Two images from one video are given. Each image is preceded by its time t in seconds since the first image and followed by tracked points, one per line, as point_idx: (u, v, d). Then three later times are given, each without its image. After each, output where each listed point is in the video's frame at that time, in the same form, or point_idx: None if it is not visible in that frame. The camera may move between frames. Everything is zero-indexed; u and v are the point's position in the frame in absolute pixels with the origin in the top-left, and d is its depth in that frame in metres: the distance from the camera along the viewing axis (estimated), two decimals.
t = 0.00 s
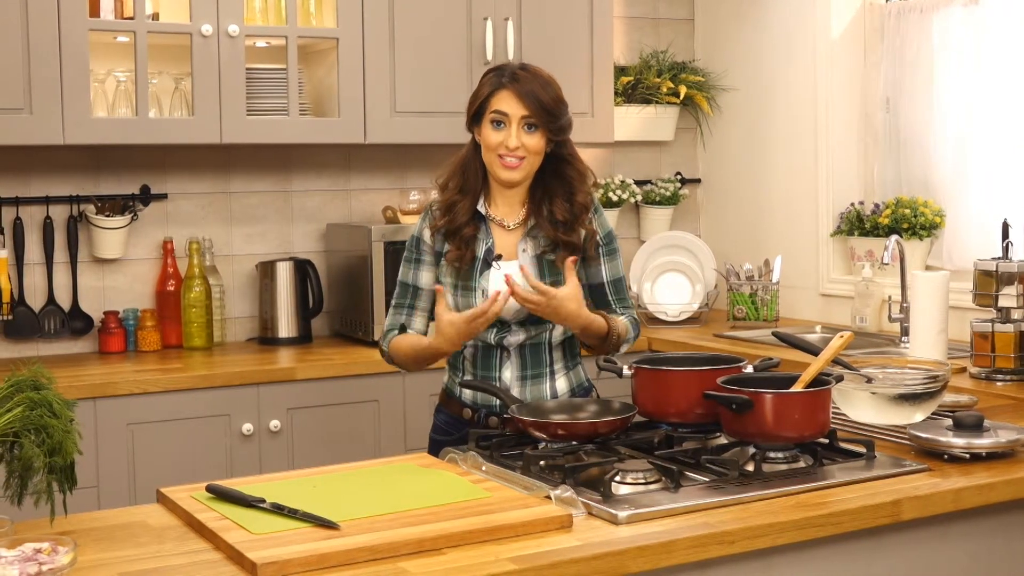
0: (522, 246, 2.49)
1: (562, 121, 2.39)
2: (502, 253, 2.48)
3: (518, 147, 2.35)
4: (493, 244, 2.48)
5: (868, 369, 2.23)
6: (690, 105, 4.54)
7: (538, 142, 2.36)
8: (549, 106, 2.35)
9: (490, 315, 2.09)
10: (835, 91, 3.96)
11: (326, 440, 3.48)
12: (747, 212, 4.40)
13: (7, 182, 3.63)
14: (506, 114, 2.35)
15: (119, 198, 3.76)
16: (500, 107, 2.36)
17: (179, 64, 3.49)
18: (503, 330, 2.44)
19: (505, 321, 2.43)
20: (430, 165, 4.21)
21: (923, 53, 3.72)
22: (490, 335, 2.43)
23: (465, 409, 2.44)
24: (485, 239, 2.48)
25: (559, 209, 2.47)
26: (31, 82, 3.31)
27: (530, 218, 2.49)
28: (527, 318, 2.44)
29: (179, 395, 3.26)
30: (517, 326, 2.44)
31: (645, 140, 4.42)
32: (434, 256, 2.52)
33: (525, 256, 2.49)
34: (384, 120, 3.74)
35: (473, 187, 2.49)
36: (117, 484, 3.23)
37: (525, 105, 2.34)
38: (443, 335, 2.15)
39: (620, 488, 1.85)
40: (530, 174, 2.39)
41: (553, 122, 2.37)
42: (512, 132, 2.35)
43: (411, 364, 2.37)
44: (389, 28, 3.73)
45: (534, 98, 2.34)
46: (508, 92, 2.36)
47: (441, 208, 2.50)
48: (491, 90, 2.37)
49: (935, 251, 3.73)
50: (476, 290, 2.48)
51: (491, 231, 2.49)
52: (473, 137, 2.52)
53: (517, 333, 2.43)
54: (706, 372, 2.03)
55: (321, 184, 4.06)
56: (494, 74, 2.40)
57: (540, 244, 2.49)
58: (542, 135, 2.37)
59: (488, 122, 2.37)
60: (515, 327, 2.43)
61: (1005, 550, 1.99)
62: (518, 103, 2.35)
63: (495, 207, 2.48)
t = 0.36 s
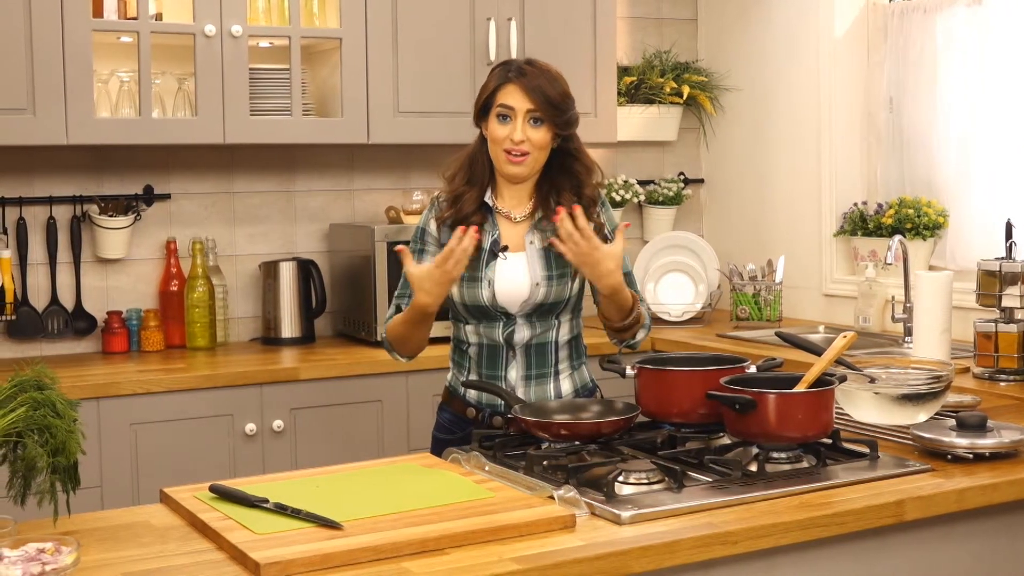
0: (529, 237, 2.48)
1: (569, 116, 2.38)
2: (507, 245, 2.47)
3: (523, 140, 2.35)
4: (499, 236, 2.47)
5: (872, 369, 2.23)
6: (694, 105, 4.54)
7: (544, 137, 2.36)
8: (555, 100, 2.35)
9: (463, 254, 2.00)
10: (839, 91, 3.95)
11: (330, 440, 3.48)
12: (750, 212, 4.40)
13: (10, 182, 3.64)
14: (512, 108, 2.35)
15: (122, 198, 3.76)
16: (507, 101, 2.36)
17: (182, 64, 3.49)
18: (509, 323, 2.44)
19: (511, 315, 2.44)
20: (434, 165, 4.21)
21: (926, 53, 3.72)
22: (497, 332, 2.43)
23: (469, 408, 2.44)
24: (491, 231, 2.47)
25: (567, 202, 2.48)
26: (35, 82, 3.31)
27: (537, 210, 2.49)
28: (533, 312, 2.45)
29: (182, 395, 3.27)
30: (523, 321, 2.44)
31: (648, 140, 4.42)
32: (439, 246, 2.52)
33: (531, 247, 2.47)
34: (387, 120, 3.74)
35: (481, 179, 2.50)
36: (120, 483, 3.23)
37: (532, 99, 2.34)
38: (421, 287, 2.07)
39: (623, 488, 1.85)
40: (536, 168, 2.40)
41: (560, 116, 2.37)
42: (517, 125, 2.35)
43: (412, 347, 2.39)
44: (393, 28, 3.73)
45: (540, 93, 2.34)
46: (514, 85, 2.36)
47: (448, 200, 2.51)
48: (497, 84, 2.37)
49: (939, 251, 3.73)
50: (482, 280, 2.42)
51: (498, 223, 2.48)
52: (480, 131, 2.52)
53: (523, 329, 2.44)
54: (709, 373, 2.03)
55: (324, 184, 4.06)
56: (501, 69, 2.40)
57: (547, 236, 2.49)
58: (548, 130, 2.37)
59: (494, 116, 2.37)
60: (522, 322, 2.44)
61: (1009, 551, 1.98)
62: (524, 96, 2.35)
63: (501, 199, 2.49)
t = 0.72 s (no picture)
0: (532, 238, 2.48)
1: (573, 117, 2.39)
2: (509, 245, 2.47)
3: (527, 141, 2.36)
4: (501, 236, 2.47)
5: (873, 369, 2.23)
6: (695, 105, 4.54)
7: (548, 138, 2.37)
8: (559, 102, 2.35)
9: (455, 311, 2.22)
10: (839, 91, 3.95)
11: (331, 440, 3.49)
12: (751, 212, 4.40)
13: (11, 182, 3.64)
14: (516, 108, 2.35)
15: (124, 198, 3.77)
16: (511, 101, 2.36)
17: (184, 64, 3.49)
18: (511, 322, 2.43)
19: (513, 315, 2.43)
20: (435, 165, 4.21)
21: (928, 53, 3.72)
22: (499, 331, 2.43)
23: (470, 407, 2.44)
24: (492, 231, 2.47)
25: (570, 203, 2.48)
26: (36, 82, 3.31)
27: (541, 211, 2.49)
28: (535, 312, 2.45)
29: (183, 395, 3.27)
30: (524, 321, 2.44)
31: (649, 140, 4.42)
32: (442, 248, 2.50)
33: (534, 248, 2.47)
34: (388, 120, 3.74)
35: (483, 179, 2.50)
36: (121, 483, 3.23)
37: (536, 100, 2.34)
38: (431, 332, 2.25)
39: (624, 488, 1.85)
40: (539, 168, 2.41)
41: (564, 117, 2.37)
42: (522, 126, 2.35)
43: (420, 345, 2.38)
44: (394, 28, 3.73)
45: (545, 94, 2.34)
46: (519, 86, 2.36)
47: (449, 200, 2.50)
48: (501, 84, 2.37)
49: (940, 251, 3.73)
50: (483, 280, 2.44)
51: (499, 223, 2.48)
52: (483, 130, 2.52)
53: (524, 329, 2.43)
54: (710, 373, 2.03)
55: (325, 184, 4.06)
56: (505, 69, 2.39)
57: (550, 236, 2.48)
58: (552, 131, 2.37)
59: (498, 116, 2.37)
60: (523, 322, 2.44)
61: (1010, 551, 1.98)
62: (527, 98, 2.35)
63: (503, 199, 2.49)
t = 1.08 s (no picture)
0: (530, 236, 2.47)
1: (573, 120, 2.39)
2: (508, 244, 2.47)
3: (527, 144, 2.36)
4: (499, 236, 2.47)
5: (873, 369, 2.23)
6: (695, 105, 4.54)
7: (547, 140, 2.37)
8: (561, 105, 2.36)
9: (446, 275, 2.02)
10: (840, 91, 3.95)
11: (331, 440, 3.49)
12: (751, 212, 4.40)
13: (11, 182, 3.64)
14: (517, 110, 2.35)
15: (124, 198, 3.77)
16: (513, 103, 2.36)
17: (184, 64, 3.49)
18: (510, 321, 2.43)
19: (513, 314, 2.43)
20: (434, 165, 4.21)
21: (928, 53, 3.71)
22: (500, 331, 2.43)
23: (473, 407, 2.44)
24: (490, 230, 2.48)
25: (568, 203, 2.48)
26: (36, 82, 3.31)
27: (538, 210, 2.49)
28: (534, 310, 2.44)
29: (183, 395, 3.27)
30: (524, 318, 2.44)
31: (650, 140, 4.42)
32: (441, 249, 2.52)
33: (532, 246, 2.46)
34: (389, 119, 3.74)
35: (481, 179, 2.50)
36: (122, 483, 3.23)
37: (538, 102, 2.35)
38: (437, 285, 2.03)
39: (625, 488, 1.85)
40: (537, 169, 2.41)
41: (564, 120, 2.37)
42: (522, 127, 2.35)
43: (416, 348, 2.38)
44: (394, 28, 3.73)
45: (547, 97, 2.35)
46: (521, 88, 2.35)
47: (447, 199, 2.51)
48: (503, 85, 2.37)
49: (940, 251, 3.74)
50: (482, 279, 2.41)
51: (497, 222, 2.49)
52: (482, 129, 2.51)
53: (524, 327, 2.43)
54: (710, 373, 2.03)
55: (326, 184, 4.06)
56: (507, 70, 2.39)
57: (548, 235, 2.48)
58: (552, 133, 2.38)
59: (499, 117, 2.37)
60: (524, 320, 2.44)
61: (1010, 550, 1.98)
62: (529, 99, 2.35)
63: (500, 199, 2.49)
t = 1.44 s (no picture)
0: (532, 237, 2.47)
1: (576, 119, 2.40)
2: (508, 244, 2.47)
3: (532, 140, 2.36)
4: (499, 237, 2.46)
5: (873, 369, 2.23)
6: (695, 105, 4.54)
7: (551, 138, 2.37)
8: (565, 103, 2.37)
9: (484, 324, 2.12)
10: (841, 91, 3.95)
11: (332, 440, 3.49)
12: (751, 212, 4.40)
13: (11, 181, 3.64)
14: (522, 107, 2.36)
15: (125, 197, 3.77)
16: (518, 100, 2.36)
17: (185, 64, 3.49)
18: (510, 321, 2.43)
19: (513, 314, 2.43)
20: (434, 165, 4.21)
21: (928, 53, 3.71)
22: (500, 331, 2.43)
23: (473, 406, 2.44)
24: (491, 232, 2.46)
25: (572, 205, 2.46)
26: (37, 81, 3.31)
27: (540, 210, 2.48)
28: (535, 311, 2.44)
29: (184, 395, 3.27)
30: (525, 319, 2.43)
31: (650, 140, 4.42)
32: (441, 251, 2.49)
33: (534, 247, 2.47)
34: (389, 119, 3.74)
35: (482, 180, 2.50)
36: (122, 483, 3.23)
37: (544, 99, 2.35)
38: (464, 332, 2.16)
39: (626, 488, 1.85)
40: (540, 167, 2.41)
41: (568, 118, 2.38)
42: (526, 124, 2.35)
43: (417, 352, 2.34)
44: (394, 28, 3.73)
45: (552, 94, 2.36)
46: (526, 86, 2.36)
47: (448, 200, 2.49)
48: (508, 82, 2.37)
49: (941, 251, 3.74)
50: (482, 280, 2.45)
51: (498, 224, 2.47)
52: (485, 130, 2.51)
53: (525, 328, 2.43)
54: (711, 373, 2.03)
55: (326, 184, 4.06)
56: (511, 69, 2.40)
57: (550, 236, 2.48)
58: (556, 131, 2.38)
59: (504, 115, 2.38)
60: (524, 321, 2.43)
61: (1011, 551, 1.98)
62: (534, 97, 2.35)
63: (501, 200, 2.48)
